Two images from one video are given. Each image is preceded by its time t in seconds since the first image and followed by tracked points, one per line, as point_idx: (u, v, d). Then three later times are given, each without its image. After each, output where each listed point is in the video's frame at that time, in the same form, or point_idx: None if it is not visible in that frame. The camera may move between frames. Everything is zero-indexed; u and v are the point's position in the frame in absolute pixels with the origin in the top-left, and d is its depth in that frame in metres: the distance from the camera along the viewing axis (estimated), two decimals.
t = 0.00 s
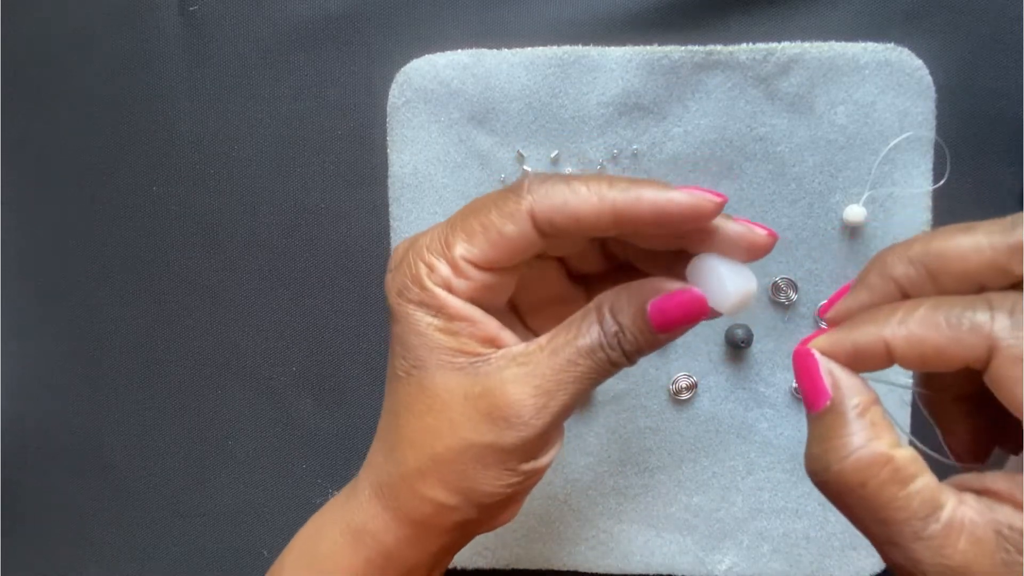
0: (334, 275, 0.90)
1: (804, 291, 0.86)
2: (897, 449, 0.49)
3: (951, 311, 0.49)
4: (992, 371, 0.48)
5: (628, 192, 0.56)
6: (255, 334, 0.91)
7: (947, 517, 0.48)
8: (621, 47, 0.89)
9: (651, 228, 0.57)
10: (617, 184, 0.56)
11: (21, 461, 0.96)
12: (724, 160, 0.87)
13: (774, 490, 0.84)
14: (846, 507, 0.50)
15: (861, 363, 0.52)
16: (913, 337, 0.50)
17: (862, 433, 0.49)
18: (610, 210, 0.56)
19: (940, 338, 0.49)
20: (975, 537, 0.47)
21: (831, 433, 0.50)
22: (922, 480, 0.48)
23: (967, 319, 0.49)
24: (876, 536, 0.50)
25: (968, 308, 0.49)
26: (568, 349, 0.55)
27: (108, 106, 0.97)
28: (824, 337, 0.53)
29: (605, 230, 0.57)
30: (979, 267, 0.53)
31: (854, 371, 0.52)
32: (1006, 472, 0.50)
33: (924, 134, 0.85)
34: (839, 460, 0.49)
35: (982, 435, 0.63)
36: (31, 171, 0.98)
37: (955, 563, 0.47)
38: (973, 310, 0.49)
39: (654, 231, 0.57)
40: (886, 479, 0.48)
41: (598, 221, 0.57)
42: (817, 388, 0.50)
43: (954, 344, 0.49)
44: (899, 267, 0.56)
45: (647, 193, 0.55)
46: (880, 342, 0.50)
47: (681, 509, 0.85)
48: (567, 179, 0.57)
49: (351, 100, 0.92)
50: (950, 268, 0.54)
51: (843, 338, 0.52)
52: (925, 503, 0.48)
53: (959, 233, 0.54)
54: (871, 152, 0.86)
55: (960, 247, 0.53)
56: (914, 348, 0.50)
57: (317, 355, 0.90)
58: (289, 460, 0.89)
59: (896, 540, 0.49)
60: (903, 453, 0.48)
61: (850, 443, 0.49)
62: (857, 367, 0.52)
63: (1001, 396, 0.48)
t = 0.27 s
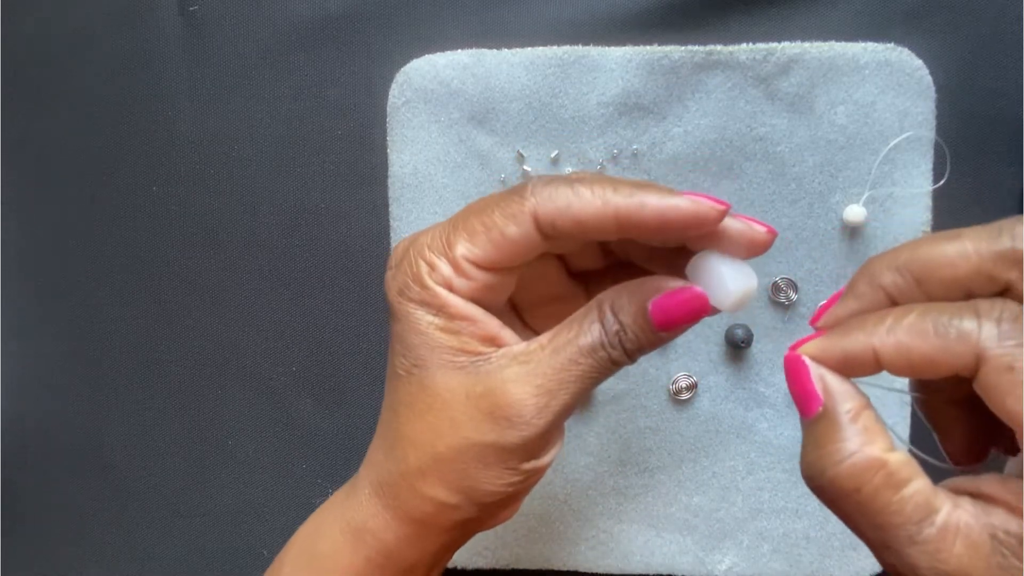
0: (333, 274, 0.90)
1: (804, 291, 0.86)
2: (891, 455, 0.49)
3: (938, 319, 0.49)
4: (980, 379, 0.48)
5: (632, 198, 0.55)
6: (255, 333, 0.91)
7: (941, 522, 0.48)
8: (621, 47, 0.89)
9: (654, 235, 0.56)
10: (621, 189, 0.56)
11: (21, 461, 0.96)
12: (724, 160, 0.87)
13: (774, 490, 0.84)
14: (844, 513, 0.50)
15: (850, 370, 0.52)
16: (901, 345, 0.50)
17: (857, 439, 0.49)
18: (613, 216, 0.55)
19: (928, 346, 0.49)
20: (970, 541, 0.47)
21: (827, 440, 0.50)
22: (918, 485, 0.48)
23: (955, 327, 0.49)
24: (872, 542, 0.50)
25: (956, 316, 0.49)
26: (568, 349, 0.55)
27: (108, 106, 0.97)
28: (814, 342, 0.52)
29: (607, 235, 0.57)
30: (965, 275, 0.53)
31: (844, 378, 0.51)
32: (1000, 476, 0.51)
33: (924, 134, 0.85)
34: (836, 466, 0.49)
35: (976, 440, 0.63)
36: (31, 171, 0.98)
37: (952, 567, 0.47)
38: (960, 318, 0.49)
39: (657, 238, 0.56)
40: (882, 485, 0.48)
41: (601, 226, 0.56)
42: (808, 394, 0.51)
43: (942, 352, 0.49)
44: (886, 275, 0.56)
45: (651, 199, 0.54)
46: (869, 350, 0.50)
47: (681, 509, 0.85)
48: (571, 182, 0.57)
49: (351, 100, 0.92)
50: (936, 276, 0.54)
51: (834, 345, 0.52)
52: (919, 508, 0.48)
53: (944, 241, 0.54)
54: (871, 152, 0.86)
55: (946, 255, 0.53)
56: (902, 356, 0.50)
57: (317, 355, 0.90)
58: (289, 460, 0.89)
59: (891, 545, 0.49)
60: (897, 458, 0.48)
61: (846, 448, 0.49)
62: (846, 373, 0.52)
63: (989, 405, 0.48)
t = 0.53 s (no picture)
0: (333, 274, 0.90)
1: (804, 291, 0.86)
2: (887, 461, 0.49)
3: (930, 327, 0.49)
4: (972, 388, 0.47)
5: (635, 200, 0.55)
6: (255, 333, 0.91)
7: (938, 529, 0.47)
8: (621, 47, 0.89)
9: (656, 236, 0.56)
10: (624, 191, 0.56)
11: (21, 461, 0.96)
12: (724, 160, 0.87)
13: (774, 490, 0.84)
14: (841, 519, 0.50)
15: (841, 377, 0.51)
16: (893, 353, 0.49)
17: (851, 445, 0.49)
18: (616, 217, 0.55)
19: (919, 354, 0.49)
20: (967, 547, 0.47)
21: (823, 445, 0.50)
22: (915, 490, 0.48)
23: (947, 335, 0.48)
24: (869, 548, 0.50)
25: (948, 323, 0.49)
26: (570, 348, 0.55)
27: (108, 106, 0.97)
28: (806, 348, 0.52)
29: (609, 237, 0.57)
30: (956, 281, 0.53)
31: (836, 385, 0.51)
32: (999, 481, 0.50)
33: (924, 134, 0.85)
34: (833, 470, 0.49)
35: (970, 446, 0.63)
36: (31, 171, 0.98)
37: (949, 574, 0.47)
38: (952, 326, 0.48)
39: (658, 239, 0.56)
40: (879, 490, 0.48)
41: (602, 228, 0.56)
42: (801, 402, 0.51)
43: (934, 360, 0.48)
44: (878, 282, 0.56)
45: (654, 201, 0.54)
46: (860, 358, 0.50)
47: (681, 509, 0.85)
48: (574, 183, 0.57)
49: (351, 100, 0.92)
50: (927, 282, 0.54)
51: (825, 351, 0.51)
52: (914, 515, 0.48)
53: (936, 247, 0.54)
54: (871, 152, 0.86)
55: (937, 262, 0.53)
56: (894, 364, 0.49)
57: (317, 355, 0.90)
58: (289, 460, 0.89)
59: (887, 553, 0.49)
60: (892, 464, 0.49)
61: (841, 454, 0.49)
62: (837, 380, 0.51)
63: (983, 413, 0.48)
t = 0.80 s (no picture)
0: (333, 274, 0.90)
1: (804, 291, 0.86)
2: (893, 446, 0.49)
3: (940, 313, 0.48)
4: (982, 374, 0.47)
5: (636, 203, 0.55)
6: (255, 333, 0.91)
7: (943, 516, 0.47)
8: (621, 47, 0.89)
9: (657, 239, 0.56)
10: (625, 193, 0.55)
11: (21, 461, 0.96)
12: (725, 160, 0.87)
13: (774, 490, 0.84)
14: (847, 505, 0.50)
15: (850, 362, 0.51)
16: (903, 338, 0.49)
17: (858, 431, 0.49)
18: (617, 220, 0.55)
19: (930, 339, 0.48)
20: (972, 535, 0.47)
21: (831, 430, 0.50)
22: (921, 475, 0.48)
23: (958, 321, 0.48)
24: (875, 536, 0.50)
25: (959, 310, 0.48)
26: (571, 348, 0.55)
27: (108, 106, 0.97)
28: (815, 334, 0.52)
29: (610, 239, 0.57)
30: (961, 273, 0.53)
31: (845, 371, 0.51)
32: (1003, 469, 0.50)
33: (924, 134, 0.85)
34: (841, 454, 0.49)
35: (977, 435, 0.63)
36: (31, 171, 0.98)
37: (954, 562, 0.47)
38: (963, 312, 0.48)
39: (659, 241, 0.56)
40: (885, 476, 0.48)
41: (603, 229, 0.56)
42: (810, 388, 0.51)
43: (944, 346, 0.48)
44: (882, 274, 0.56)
45: (655, 204, 0.54)
46: (870, 343, 0.50)
47: (681, 509, 0.85)
48: (576, 185, 0.57)
49: (351, 100, 0.92)
50: (932, 274, 0.54)
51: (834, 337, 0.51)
52: (921, 500, 0.48)
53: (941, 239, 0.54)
54: (871, 152, 0.86)
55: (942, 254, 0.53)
56: (903, 350, 0.49)
57: (317, 355, 0.90)
58: (289, 460, 0.89)
59: (894, 540, 0.49)
60: (899, 450, 0.48)
61: (849, 439, 0.49)
62: (845, 365, 0.51)
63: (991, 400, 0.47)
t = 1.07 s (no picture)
0: (333, 275, 0.90)
1: (804, 291, 0.86)
2: (904, 430, 0.49)
3: (954, 301, 0.49)
4: (992, 363, 0.48)
5: (640, 206, 0.55)
6: (255, 333, 0.91)
7: (949, 503, 0.48)
8: (621, 47, 0.89)
9: (661, 242, 0.56)
10: (629, 196, 0.55)
11: (21, 461, 0.96)
12: (724, 160, 0.87)
13: (774, 490, 0.85)
14: (850, 486, 0.51)
15: (858, 343, 0.51)
16: (916, 322, 0.49)
17: (867, 412, 0.49)
18: (621, 221, 0.55)
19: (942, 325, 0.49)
20: (977, 525, 0.47)
21: (840, 411, 0.50)
22: (928, 461, 0.48)
23: (971, 310, 0.48)
24: (875, 518, 0.50)
25: (972, 299, 0.49)
26: (574, 351, 0.55)
27: (108, 106, 0.97)
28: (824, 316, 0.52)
29: (613, 241, 0.57)
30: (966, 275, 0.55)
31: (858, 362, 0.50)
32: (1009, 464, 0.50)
33: (924, 134, 0.85)
34: (851, 437, 0.49)
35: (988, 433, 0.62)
36: (31, 170, 0.98)
37: (957, 550, 0.47)
38: (975, 301, 0.49)
39: (663, 244, 0.56)
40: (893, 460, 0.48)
41: (607, 231, 0.56)
42: (816, 369, 0.50)
43: (955, 333, 0.48)
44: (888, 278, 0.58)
45: (660, 207, 0.54)
46: (879, 326, 0.50)
47: (681, 509, 0.85)
48: (579, 187, 0.57)
49: (351, 100, 0.92)
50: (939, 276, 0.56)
51: (845, 316, 0.51)
52: (927, 485, 0.48)
53: (945, 245, 0.57)
54: (871, 152, 0.86)
55: (947, 257, 0.56)
56: (913, 334, 0.49)
57: (317, 355, 0.90)
58: (289, 460, 0.89)
59: (893, 523, 0.49)
60: (908, 433, 0.48)
61: (859, 420, 0.49)
62: (852, 346, 0.52)
63: (1001, 391, 0.48)
